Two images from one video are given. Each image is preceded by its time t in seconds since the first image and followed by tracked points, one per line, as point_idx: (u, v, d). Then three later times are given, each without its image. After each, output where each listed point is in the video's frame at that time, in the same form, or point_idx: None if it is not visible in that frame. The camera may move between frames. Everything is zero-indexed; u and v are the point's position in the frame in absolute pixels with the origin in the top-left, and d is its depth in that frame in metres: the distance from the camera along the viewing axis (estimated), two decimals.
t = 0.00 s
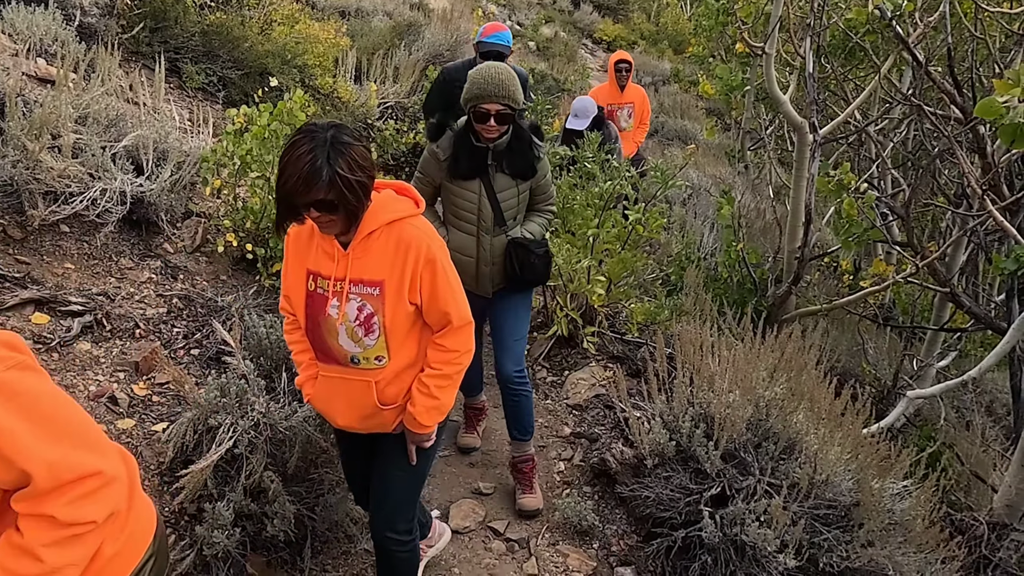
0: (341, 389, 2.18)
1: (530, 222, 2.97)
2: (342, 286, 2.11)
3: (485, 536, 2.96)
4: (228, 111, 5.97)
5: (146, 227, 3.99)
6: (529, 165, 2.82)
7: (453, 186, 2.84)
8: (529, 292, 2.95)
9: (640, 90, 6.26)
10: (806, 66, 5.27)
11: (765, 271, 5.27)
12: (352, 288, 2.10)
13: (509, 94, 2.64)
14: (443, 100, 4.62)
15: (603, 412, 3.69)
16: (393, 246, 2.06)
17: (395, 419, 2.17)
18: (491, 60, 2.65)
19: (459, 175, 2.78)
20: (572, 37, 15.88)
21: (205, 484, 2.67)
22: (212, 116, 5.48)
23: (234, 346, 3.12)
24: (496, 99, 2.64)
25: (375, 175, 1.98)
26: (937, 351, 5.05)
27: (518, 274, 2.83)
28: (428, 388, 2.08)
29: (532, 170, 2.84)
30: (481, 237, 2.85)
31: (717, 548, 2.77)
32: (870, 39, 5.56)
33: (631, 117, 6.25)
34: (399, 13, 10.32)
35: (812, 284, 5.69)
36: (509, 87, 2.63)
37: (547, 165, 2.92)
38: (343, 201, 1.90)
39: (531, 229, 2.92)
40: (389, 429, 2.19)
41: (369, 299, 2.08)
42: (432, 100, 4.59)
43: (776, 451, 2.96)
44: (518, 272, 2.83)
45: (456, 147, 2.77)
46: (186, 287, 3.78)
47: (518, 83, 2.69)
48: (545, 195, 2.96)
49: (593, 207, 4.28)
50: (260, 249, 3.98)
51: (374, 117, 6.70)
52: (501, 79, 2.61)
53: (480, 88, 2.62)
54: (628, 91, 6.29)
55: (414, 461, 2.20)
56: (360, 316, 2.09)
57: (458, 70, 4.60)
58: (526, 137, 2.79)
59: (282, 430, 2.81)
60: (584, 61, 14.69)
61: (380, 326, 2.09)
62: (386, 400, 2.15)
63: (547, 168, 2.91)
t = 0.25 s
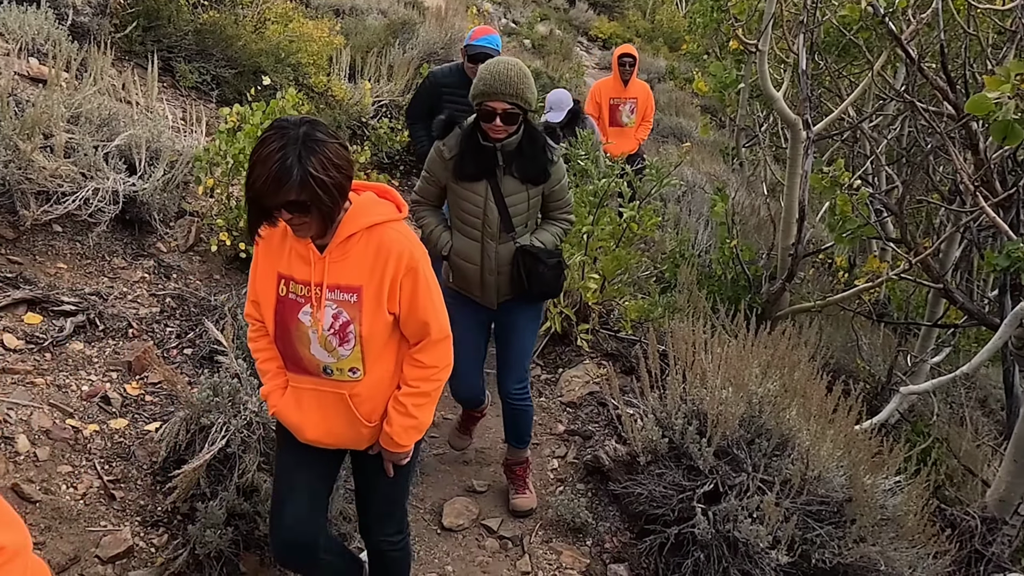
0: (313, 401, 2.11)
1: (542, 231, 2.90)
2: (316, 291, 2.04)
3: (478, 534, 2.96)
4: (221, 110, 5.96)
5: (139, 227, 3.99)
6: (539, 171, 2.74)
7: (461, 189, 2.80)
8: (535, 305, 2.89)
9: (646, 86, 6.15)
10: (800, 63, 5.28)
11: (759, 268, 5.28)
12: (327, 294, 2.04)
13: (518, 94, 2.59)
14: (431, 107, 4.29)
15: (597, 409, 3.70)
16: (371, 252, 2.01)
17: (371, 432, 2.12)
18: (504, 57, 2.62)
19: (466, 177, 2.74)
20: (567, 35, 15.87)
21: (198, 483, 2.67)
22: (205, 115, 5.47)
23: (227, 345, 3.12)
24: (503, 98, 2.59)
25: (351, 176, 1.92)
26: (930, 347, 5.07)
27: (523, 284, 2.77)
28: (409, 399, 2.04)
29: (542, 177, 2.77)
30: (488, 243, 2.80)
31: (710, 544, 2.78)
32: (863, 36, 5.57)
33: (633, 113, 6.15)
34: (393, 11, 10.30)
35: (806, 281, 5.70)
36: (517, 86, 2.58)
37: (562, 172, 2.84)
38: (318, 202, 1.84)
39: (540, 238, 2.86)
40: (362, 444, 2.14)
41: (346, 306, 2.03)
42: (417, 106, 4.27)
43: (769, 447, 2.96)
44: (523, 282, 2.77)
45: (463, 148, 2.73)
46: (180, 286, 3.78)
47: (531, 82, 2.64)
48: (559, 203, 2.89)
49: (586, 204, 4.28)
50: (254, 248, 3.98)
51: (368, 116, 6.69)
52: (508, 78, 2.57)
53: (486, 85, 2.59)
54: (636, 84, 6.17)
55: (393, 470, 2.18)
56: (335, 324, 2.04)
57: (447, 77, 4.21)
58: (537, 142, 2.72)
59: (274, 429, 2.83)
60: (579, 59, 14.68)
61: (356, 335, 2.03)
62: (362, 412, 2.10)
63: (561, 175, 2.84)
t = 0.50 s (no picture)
0: (274, 441, 1.99)
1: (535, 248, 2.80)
2: (274, 326, 1.92)
3: (472, 536, 2.97)
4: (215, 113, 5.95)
5: (132, 231, 3.98)
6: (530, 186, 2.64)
7: (451, 200, 2.73)
8: (525, 325, 2.78)
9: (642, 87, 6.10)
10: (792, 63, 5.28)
11: (753, 268, 5.29)
12: (285, 329, 1.92)
13: (506, 104, 2.51)
14: (410, 112, 4.22)
15: (591, 410, 3.70)
16: (333, 284, 1.89)
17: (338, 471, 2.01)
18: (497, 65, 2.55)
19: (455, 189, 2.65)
20: (562, 36, 15.88)
21: (191, 487, 2.67)
22: (198, 118, 5.47)
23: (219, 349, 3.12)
24: (487, 109, 2.51)
25: (305, 203, 1.78)
26: (924, 346, 5.08)
27: (509, 303, 2.68)
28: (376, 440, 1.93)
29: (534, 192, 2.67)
30: (476, 257, 2.71)
31: (702, 545, 2.78)
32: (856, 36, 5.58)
33: (627, 115, 6.18)
34: (387, 12, 10.30)
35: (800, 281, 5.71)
36: (502, 97, 2.49)
37: (557, 187, 2.74)
38: (267, 235, 1.71)
39: (531, 256, 2.75)
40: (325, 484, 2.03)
41: (305, 341, 1.91)
42: (395, 113, 4.21)
43: (762, 448, 2.96)
44: (510, 301, 2.68)
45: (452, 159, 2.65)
46: (172, 290, 3.78)
47: (524, 93, 2.56)
48: (555, 220, 2.78)
49: (580, 206, 4.28)
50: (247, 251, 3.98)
51: (362, 118, 6.69)
52: (492, 88, 2.49)
53: (473, 94, 2.51)
54: (631, 85, 6.16)
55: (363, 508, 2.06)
56: (295, 362, 1.92)
57: (421, 80, 4.14)
58: (529, 156, 2.62)
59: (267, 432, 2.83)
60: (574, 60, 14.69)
61: (316, 373, 1.92)
62: (327, 451, 1.99)
63: (557, 191, 2.73)
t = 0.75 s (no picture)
0: (190, 498, 1.89)
1: (511, 281, 2.72)
2: (173, 384, 1.76)
3: (467, 542, 2.97)
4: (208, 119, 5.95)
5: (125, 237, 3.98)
6: (500, 218, 2.55)
7: (420, 234, 2.64)
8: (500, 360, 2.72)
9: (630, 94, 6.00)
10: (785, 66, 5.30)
11: (747, 270, 5.30)
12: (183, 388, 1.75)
13: (469, 134, 2.42)
14: (388, 109, 4.26)
15: (585, 414, 3.71)
16: (229, 337, 1.70)
17: (259, 525, 1.91)
18: (460, 92, 2.46)
19: (422, 225, 2.58)
20: (557, 39, 15.90)
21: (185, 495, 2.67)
22: (192, 124, 5.46)
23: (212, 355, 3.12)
24: (450, 138, 2.42)
25: (188, 246, 1.54)
26: (918, 347, 5.09)
27: (484, 342, 2.62)
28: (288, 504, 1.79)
29: (505, 224, 2.58)
30: (448, 294, 2.64)
31: (697, 549, 2.78)
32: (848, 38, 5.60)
33: (615, 123, 6.08)
34: (382, 16, 10.31)
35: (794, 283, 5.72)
36: (464, 125, 2.41)
37: (530, 217, 2.64)
38: (142, 289, 1.48)
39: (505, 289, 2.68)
40: (256, 535, 1.93)
41: (205, 402, 1.74)
42: (373, 110, 4.25)
43: (756, 451, 2.96)
44: (484, 339, 2.62)
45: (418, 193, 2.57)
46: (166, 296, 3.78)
47: (491, 120, 2.47)
48: (530, 250, 2.69)
49: (574, 209, 4.28)
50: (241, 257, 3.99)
51: (356, 122, 6.70)
52: (455, 117, 2.41)
53: (436, 126, 2.43)
54: (618, 92, 6.08)
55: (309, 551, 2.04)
56: (197, 423, 1.76)
57: (397, 76, 4.18)
58: (498, 186, 2.53)
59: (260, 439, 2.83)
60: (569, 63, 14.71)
61: (221, 435, 1.76)
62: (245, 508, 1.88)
63: (531, 221, 2.64)
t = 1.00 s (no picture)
0: (110, 519, 1.69)
1: (470, 291, 2.55)
2: (82, 393, 1.56)
3: (463, 544, 2.97)
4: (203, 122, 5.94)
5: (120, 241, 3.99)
6: (451, 221, 2.37)
7: (369, 242, 2.45)
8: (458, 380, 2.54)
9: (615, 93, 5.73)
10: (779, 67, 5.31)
11: (742, 271, 5.31)
12: (95, 396, 1.55)
13: (412, 131, 2.25)
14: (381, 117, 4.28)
15: (581, 416, 3.72)
16: (143, 339, 1.49)
17: (187, 548, 1.69)
18: (402, 86, 2.30)
19: (368, 231, 2.41)
20: (552, 41, 15.93)
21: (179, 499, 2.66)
22: (187, 127, 5.46)
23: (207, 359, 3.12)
24: (391, 137, 2.26)
25: (94, 241, 1.36)
26: (913, 347, 5.10)
27: (436, 359, 2.44)
28: (212, 527, 1.57)
29: (457, 229, 2.40)
30: (400, 306, 2.46)
31: (692, 550, 2.79)
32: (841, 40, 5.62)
33: (602, 124, 5.82)
34: (377, 19, 10.32)
35: (789, 284, 5.74)
36: (405, 123, 2.24)
37: (487, 220, 2.46)
38: (33, 292, 1.31)
39: (463, 302, 2.52)
40: (183, 561, 1.71)
41: (118, 412, 1.54)
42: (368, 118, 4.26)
43: (751, 452, 2.98)
44: (436, 356, 2.44)
45: (363, 198, 2.40)
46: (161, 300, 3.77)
47: (435, 116, 2.30)
48: (489, 257, 2.51)
49: (568, 211, 4.29)
50: (236, 260, 3.99)
51: (351, 125, 6.70)
52: (395, 114, 2.25)
53: (375, 123, 2.27)
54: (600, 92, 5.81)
55: None
56: (113, 435, 1.57)
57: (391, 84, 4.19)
58: (448, 186, 2.35)
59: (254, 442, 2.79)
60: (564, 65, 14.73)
61: (137, 449, 1.56)
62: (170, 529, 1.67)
63: (487, 225, 2.46)
